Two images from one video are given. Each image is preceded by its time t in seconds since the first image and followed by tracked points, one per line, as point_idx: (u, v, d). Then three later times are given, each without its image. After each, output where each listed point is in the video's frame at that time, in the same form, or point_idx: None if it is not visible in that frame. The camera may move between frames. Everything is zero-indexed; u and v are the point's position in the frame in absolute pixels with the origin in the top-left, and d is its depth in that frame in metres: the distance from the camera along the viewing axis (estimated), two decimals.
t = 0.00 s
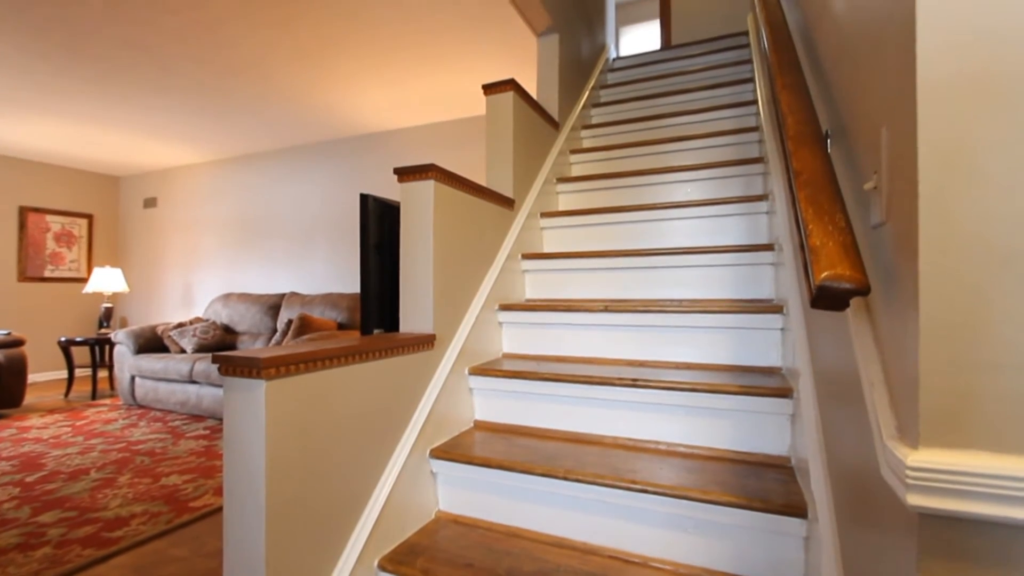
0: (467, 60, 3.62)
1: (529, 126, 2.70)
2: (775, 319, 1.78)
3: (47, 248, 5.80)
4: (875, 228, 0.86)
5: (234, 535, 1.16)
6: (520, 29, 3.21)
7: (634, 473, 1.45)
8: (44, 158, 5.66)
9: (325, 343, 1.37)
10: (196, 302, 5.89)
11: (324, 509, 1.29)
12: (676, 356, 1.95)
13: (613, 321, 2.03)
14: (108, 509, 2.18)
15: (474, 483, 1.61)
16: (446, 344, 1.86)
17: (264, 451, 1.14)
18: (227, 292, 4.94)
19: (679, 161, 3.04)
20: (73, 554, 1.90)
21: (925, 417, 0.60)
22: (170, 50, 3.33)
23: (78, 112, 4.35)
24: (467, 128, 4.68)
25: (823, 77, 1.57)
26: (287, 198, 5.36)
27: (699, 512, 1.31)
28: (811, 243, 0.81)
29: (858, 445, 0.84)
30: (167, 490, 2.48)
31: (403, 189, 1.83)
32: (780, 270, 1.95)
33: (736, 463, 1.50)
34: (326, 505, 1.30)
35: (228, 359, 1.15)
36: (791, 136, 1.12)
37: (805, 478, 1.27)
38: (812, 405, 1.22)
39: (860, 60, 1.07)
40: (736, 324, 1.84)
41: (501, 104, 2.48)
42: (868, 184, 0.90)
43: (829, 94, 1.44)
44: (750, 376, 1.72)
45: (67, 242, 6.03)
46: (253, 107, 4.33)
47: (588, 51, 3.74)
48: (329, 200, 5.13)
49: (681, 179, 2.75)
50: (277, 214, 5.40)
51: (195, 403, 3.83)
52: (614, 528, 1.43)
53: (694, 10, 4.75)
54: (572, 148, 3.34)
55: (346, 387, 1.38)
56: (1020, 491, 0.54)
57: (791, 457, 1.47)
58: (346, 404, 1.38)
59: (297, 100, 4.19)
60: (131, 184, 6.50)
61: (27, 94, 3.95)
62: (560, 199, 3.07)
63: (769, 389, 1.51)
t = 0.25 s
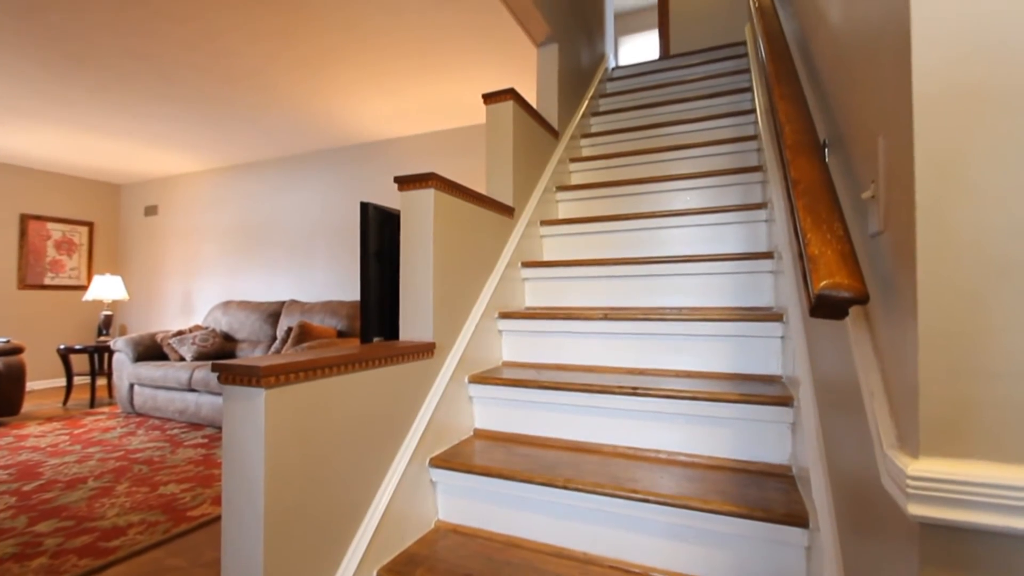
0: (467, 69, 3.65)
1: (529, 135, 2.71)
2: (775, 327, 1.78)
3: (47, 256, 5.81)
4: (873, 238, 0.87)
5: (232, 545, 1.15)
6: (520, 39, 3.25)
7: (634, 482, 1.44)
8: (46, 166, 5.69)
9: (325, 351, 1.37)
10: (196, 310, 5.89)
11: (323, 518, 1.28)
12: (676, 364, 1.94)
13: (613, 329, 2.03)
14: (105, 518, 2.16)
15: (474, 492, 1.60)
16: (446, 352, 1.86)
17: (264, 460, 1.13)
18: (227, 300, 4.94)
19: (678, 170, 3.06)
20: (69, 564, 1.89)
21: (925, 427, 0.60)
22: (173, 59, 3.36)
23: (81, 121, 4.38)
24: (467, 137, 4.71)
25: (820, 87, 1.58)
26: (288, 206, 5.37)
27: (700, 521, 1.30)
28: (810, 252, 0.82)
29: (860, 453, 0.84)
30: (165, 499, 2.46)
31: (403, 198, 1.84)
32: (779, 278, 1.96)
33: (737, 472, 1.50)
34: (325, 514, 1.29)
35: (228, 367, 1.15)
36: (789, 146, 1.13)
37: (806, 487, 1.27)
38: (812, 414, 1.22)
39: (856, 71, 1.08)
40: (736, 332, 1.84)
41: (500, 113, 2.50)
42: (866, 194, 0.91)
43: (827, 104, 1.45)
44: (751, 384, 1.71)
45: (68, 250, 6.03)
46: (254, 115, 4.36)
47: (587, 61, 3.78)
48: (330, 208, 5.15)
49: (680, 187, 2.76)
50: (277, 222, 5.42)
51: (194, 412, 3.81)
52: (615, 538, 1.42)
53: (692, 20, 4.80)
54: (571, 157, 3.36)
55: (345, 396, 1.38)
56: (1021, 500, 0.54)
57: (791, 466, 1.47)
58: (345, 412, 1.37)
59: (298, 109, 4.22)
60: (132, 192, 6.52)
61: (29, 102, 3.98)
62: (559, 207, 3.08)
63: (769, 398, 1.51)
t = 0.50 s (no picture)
0: (467, 79, 3.67)
1: (529, 144, 2.73)
2: (775, 335, 1.78)
3: (47, 264, 5.82)
4: (872, 246, 0.87)
5: (229, 556, 1.14)
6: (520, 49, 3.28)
7: (635, 491, 1.43)
8: (48, 174, 5.71)
9: (324, 360, 1.36)
10: (195, 318, 5.88)
11: (321, 528, 1.28)
12: (677, 373, 1.94)
13: (613, 337, 2.03)
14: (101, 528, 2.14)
15: (473, 502, 1.59)
16: (446, 360, 1.86)
17: (262, 469, 1.13)
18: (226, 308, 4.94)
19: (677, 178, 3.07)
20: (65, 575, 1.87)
21: (924, 437, 0.61)
22: (175, 68, 3.39)
23: (83, 129, 4.40)
24: (467, 145, 4.74)
25: (817, 97, 1.60)
26: (289, 214, 5.39)
27: (701, 531, 1.29)
28: (808, 261, 0.82)
29: (860, 462, 0.84)
30: (162, 509, 2.45)
31: (404, 207, 1.85)
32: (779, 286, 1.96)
33: (738, 482, 1.49)
34: (324, 524, 1.29)
35: (227, 376, 1.15)
36: (787, 155, 1.14)
37: (808, 496, 1.26)
38: (813, 423, 1.22)
39: (852, 82, 1.09)
40: (736, 340, 1.84)
41: (500, 123, 2.52)
42: (864, 203, 0.91)
43: (824, 114, 1.46)
44: (751, 393, 1.71)
45: (68, 258, 6.04)
46: (256, 124, 4.38)
47: (586, 71, 3.81)
48: (330, 216, 5.16)
49: (679, 196, 2.77)
50: (278, 230, 5.43)
51: (193, 420, 3.80)
52: (615, 548, 1.41)
53: (691, 30, 4.85)
54: (571, 166, 3.38)
55: (345, 404, 1.37)
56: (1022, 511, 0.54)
57: (793, 475, 1.46)
58: (344, 421, 1.37)
59: (299, 118, 4.25)
60: (133, 200, 6.54)
61: (33, 111, 4.01)
62: (559, 216, 3.09)
63: (770, 407, 1.50)
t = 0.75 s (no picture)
0: (467, 89, 3.71)
1: (528, 153, 2.75)
2: (775, 344, 1.78)
3: (47, 272, 5.82)
4: (870, 256, 0.88)
5: (227, 568, 1.13)
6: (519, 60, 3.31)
7: (635, 502, 1.42)
8: (49, 183, 5.73)
9: (323, 369, 1.36)
10: (195, 327, 5.88)
11: (320, 538, 1.27)
12: (677, 382, 1.94)
13: (613, 346, 2.03)
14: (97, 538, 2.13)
15: (473, 512, 1.58)
16: (445, 369, 1.85)
17: (261, 480, 1.12)
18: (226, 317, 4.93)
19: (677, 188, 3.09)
20: None
21: (924, 448, 0.61)
22: (178, 78, 3.42)
23: (85, 138, 4.43)
24: (467, 155, 4.76)
25: (815, 107, 1.61)
26: (289, 223, 5.40)
27: (702, 542, 1.28)
28: (807, 270, 0.82)
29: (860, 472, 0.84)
30: (160, 519, 2.43)
31: (404, 216, 1.86)
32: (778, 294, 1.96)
33: (739, 492, 1.48)
34: (322, 534, 1.28)
35: (225, 386, 1.15)
36: (785, 165, 1.15)
37: (809, 506, 1.25)
38: (813, 432, 1.22)
39: (849, 93, 1.11)
40: (736, 349, 1.84)
41: (500, 133, 2.54)
42: (862, 213, 0.92)
43: (822, 124, 1.47)
44: (751, 402, 1.71)
45: (68, 266, 6.05)
46: (258, 133, 4.41)
47: (586, 81, 3.85)
48: (330, 225, 5.18)
49: (679, 205, 2.79)
50: (278, 239, 5.44)
51: (191, 430, 3.77)
52: (616, 559, 1.40)
53: (690, 41, 4.90)
54: (570, 175, 3.40)
55: (344, 414, 1.37)
56: None
57: (794, 485, 1.45)
58: (344, 431, 1.36)
59: (300, 127, 4.27)
60: (134, 208, 6.56)
61: (36, 121, 4.04)
62: (559, 225, 3.10)
63: (770, 416, 1.50)
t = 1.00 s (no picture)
0: (467, 99, 3.74)
1: (528, 163, 2.77)
2: (775, 354, 1.78)
3: (47, 281, 5.82)
4: (868, 266, 0.88)
5: None
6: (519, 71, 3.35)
7: (636, 513, 1.41)
8: (51, 192, 5.75)
9: (322, 378, 1.36)
10: (194, 335, 5.87)
11: (318, 550, 1.26)
12: (677, 391, 1.93)
13: (613, 355, 2.03)
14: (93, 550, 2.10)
15: (472, 523, 1.57)
16: (445, 379, 1.85)
17: (259, 491, 1.12)
18: (225, 326, 4.92)
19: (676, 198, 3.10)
20: None
21: (925, 459, 0.61)
22: (181, 88, 3.45)
23: (88, 148, 4.46)
24: (467, 164, 4.79)
25: (812, 118, 1.62)
26: (289, 232, 5.41)
27: (704, 554, 1.27)
28: (806, 280, 0.83)
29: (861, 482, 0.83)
30: (157, 530, 2.41)
31: (404, 225, 1.87)
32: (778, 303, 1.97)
33: (740, 502, 1.47)
34: (321, 546, 1.27)
35: (224, 396, 1.14)
36: (783, 176, 1.16)
37: (811, 517, 1.25)
38: (814, 442, 1.21)
39: (846, 105, 1.12)
40: (736, 358, 1.84)
41: (500, 143, 2.56)
42: (860, 224, 0.93)
43: (819, 135, 1.48)
44: (751, 412, 1.70)
45: (68, 275, 6.05)
46: (259, 143, 4.44)
47: (585, 91, 3.88)
48: (330, 234, 5.19)
49: (678, 214, 2.80)
50: (278, 248, 5.45)
51: (189, 439, 3.75)
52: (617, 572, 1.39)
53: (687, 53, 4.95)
54: (570, 184, 3.41)
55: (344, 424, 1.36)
56: None
57: (795, 495, 1.44)
58: (343, 440, 1.36)
59: (301, 137, 4.30)
60: (135, 217, 6.58)
61: (38, 131, 4.06)
62: (559, 234, 3.12)
63: (771, 425, 1.49)
